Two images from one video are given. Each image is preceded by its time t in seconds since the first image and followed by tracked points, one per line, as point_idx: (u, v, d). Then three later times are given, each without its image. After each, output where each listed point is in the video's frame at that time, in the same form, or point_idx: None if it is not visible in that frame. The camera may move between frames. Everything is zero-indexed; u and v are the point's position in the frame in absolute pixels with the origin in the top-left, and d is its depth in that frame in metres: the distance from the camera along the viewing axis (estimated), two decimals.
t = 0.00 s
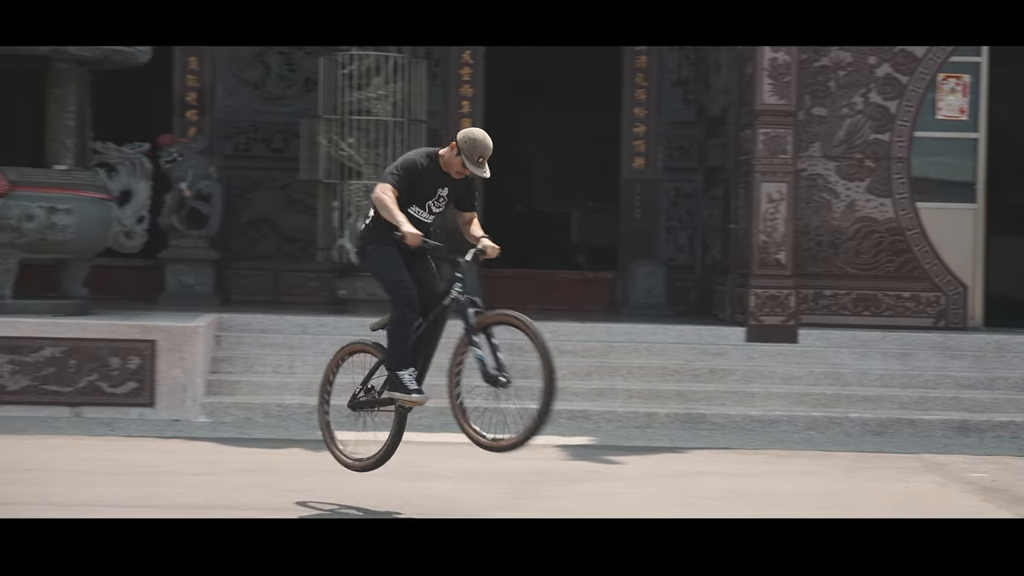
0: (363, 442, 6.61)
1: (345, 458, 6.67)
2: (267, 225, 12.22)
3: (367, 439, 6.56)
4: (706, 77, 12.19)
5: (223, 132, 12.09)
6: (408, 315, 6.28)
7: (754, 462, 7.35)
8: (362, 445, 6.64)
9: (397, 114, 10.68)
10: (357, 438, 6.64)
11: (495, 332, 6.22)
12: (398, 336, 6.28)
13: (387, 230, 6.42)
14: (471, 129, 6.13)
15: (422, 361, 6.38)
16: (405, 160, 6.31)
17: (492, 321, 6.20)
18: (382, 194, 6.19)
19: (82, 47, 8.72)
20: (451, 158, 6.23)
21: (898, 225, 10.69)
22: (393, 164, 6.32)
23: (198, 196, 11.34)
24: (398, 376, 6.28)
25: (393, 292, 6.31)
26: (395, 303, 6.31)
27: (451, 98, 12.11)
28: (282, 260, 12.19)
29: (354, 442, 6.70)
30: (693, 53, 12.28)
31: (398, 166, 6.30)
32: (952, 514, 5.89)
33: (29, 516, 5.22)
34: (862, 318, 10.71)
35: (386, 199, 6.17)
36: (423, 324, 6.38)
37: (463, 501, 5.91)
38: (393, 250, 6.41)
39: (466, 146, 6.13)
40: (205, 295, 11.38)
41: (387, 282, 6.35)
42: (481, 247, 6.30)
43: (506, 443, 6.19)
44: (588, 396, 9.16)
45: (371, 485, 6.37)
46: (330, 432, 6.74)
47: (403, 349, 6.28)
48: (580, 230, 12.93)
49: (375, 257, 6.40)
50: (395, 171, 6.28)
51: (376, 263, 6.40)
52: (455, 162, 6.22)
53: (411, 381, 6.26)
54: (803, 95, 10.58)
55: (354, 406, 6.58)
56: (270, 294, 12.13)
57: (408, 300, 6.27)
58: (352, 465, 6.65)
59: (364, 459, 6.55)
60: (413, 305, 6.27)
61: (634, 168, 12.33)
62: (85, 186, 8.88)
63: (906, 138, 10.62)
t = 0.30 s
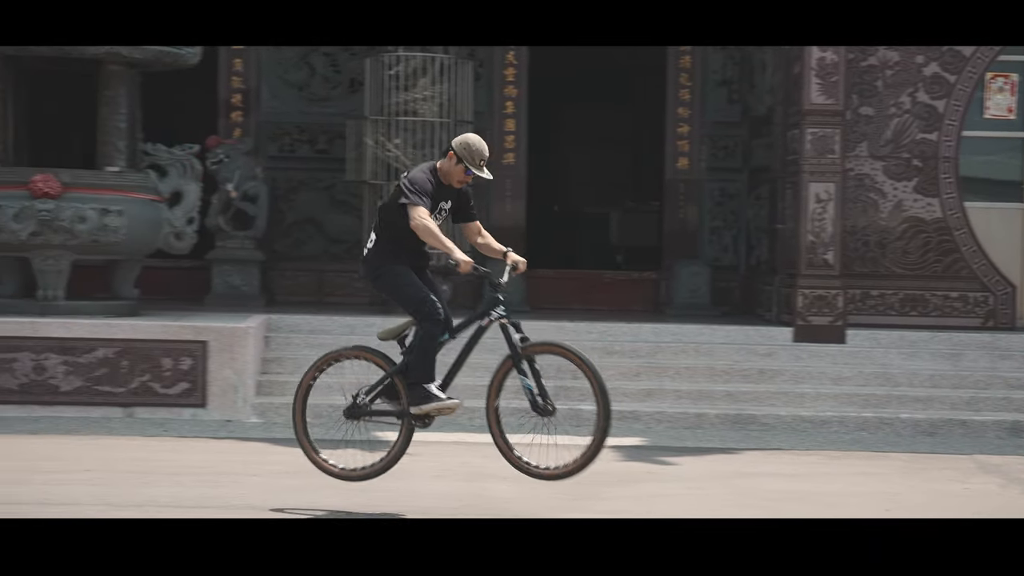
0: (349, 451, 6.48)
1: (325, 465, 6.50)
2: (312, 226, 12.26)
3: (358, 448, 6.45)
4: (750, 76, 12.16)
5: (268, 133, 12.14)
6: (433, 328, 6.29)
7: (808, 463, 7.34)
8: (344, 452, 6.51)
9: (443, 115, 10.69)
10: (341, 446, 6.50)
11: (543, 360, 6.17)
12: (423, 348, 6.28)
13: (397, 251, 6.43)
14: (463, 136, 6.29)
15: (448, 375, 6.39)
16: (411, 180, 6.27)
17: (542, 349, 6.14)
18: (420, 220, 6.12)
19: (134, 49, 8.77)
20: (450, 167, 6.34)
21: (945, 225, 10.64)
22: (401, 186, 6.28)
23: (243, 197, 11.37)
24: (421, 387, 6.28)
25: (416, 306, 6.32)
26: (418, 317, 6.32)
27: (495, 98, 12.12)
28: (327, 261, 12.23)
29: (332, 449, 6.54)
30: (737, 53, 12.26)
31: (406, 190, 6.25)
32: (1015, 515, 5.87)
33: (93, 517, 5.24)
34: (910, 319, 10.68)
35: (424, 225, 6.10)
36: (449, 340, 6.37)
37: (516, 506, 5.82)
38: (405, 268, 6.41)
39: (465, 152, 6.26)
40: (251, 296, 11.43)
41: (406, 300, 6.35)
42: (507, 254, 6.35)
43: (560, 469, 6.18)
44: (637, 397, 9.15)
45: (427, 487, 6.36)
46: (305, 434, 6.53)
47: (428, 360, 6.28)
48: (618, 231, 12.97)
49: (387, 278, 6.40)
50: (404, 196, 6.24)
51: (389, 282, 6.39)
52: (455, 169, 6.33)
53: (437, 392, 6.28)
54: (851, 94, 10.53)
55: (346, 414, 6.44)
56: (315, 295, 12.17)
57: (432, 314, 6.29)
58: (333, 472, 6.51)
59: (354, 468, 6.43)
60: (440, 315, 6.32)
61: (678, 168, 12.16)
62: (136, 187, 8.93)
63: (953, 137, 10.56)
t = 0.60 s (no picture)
0: (351, 487, 5.91)
1: (323, 497, 5.87)
2: (356, 226, 12.28)
3: (363, 484, 5.91)
4: (795, 76, 12.12)
5: (312, 133, 12.17)
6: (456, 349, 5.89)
7: (862, 464, 7.32)
8: (341, 487, 5.93)
9: (489, 115, 10.70)
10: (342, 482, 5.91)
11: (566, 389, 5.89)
12: (447, 372, 5.87)
13: (406, 280, 5.98)
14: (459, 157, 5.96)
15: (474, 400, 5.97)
16: (424, 209, 5.87)
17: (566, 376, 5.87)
18: (444, 258, 5.75)
19: (184, 51, 8.80)
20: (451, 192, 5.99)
21: (994, 225, 10.61)
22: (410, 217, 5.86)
23: (289, 198, 11.37)
24: (449, 413, 5.85)
25: (435, 330, 5.90)
26: (438, 340, 5.90)
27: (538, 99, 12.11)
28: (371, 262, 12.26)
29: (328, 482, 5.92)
30: (782, 53, 12.24)
31: (421, 220, 5.83)
32: None
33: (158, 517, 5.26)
34: (957, 319, 10.66)
35: (449, 263, 5.75)
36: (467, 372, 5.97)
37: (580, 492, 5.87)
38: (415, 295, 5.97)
39: (466, 175, 5.93)
40: (296, 297, 11.48)
41: (423, 325, 5.91)
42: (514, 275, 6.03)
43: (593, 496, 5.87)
44: (686, 398, 9.14)
45: (485, 488, 6.40)
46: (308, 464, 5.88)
47: (453, 383, 5.87)
48: (655, 230, 12.98)
49: (399, 306, 5.94)
50: (423, 225, 5.82)
51: (402, 311, 5.94)
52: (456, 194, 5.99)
53: (466, 414, 5.85)
54: (898, 94, 10.49)
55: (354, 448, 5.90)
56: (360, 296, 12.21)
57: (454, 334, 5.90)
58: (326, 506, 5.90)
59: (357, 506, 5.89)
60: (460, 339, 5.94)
61: (722, 168, 12.17)
62: (186, 189, 8.98)
63: (1002, 136, 10.52)
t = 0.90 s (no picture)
0: (359, 485, 5.75)
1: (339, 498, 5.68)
2: (401, 227, 12.30)
3: (374, 484, 5.76)
4: (841, 75, 12.07)
5: (357, 133, 12.20)
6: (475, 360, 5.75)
7: (918, 465, 7.30)
8: (350, 483, 5.75)
9: (536, 116, 10.69)
10: (350, 478, 5.74)
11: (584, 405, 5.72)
12: (465, 383, 5.73)
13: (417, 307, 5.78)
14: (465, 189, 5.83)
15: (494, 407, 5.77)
16: (441, 241, 5.67)
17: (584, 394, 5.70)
18: (472, 294, 5.57)
19: (236, 53, 8.82)
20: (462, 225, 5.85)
21: None
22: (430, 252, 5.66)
23: (336, 199, 11.40)
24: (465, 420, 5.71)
25: (454, 347, 5.73)
26: (456, 355, 5.74)
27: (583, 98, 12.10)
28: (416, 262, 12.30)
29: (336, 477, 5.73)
30: (827, 53, 12.19)
31: (441, 253, 5.65)
32: None
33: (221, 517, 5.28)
34: (1007, 319, 10.62)
35: (478, 299, 5.57)
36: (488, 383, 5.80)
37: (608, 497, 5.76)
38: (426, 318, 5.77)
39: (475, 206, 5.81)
40: (342, 297, 11.52)
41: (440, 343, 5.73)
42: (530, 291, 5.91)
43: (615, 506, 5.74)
44: (736, 398, 9.11)
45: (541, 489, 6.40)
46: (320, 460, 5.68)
47: (469, 391, 5.73)
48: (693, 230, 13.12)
49: (413, 333, 5.74)
50: (445, 259, 5.63)
51: (417, 335, 5.73)
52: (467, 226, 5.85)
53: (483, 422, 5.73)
54: (947, 93, 10.44)
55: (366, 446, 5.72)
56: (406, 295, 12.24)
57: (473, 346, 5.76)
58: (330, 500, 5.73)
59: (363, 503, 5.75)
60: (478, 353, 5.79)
61: (768, 167, 12.09)
62: (237, 190, 9.01)
63: None
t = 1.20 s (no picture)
0: (372, 483, 5.73)
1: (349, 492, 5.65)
2: (445, 229, 12.33)
3: (384, 483, 5.74)
4: (885, 74, 12.03)
5: (400, 135, 12.22)
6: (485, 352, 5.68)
7: (972, 466, 7.26)
8: (361, 481, 5.73)
9: (581, 116, 10.70)
10: (363, 477, 5.72)
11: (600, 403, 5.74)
12: (475, 375, 5.69)
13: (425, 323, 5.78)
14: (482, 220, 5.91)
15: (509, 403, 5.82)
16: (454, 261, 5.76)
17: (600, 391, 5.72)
18: (490, 308, 5.62)
19: (285, 55, 8.86)
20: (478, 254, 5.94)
21: None
22: (445, 271, 5.71)
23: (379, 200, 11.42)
24: (474, 411, 5.69)
25: (462, 344, 5.69)
26: (465, 353, 5.69)
27: (626, 99, 12.10)
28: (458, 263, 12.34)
29: (350, 474, 5.70)
30: (872, 52, 12.15)
31: (457, 271, 5.71)
32: None
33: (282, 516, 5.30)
34: None
35: (495, 313, 5.62)
36: (502, 381, 5.86)
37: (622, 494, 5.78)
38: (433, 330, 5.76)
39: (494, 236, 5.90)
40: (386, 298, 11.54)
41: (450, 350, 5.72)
42: (533, 289, 5.95)
43: (625, 503, 5.76)
44: (784, 399, 9.09)
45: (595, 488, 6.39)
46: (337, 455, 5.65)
47: (479, 382, 5.70)
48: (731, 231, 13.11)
49: (423, 346, 5.73)
50: (458, 275, 5.70)
51: (427, 347, 5.73)
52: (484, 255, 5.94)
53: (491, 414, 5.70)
54: (994, 92, 10.39)
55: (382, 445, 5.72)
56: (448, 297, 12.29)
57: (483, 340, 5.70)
58: (342, 497, 5.69)
59: (373, 502, 5.72)
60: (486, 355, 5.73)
61: (811, 168, 12.07)
62: (286, 191, 9.06)
63: None
